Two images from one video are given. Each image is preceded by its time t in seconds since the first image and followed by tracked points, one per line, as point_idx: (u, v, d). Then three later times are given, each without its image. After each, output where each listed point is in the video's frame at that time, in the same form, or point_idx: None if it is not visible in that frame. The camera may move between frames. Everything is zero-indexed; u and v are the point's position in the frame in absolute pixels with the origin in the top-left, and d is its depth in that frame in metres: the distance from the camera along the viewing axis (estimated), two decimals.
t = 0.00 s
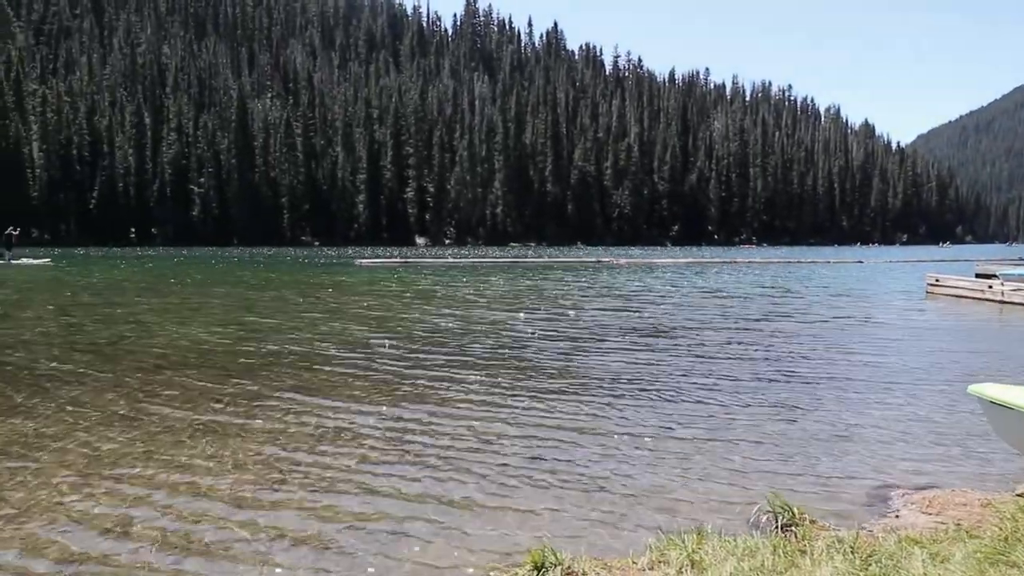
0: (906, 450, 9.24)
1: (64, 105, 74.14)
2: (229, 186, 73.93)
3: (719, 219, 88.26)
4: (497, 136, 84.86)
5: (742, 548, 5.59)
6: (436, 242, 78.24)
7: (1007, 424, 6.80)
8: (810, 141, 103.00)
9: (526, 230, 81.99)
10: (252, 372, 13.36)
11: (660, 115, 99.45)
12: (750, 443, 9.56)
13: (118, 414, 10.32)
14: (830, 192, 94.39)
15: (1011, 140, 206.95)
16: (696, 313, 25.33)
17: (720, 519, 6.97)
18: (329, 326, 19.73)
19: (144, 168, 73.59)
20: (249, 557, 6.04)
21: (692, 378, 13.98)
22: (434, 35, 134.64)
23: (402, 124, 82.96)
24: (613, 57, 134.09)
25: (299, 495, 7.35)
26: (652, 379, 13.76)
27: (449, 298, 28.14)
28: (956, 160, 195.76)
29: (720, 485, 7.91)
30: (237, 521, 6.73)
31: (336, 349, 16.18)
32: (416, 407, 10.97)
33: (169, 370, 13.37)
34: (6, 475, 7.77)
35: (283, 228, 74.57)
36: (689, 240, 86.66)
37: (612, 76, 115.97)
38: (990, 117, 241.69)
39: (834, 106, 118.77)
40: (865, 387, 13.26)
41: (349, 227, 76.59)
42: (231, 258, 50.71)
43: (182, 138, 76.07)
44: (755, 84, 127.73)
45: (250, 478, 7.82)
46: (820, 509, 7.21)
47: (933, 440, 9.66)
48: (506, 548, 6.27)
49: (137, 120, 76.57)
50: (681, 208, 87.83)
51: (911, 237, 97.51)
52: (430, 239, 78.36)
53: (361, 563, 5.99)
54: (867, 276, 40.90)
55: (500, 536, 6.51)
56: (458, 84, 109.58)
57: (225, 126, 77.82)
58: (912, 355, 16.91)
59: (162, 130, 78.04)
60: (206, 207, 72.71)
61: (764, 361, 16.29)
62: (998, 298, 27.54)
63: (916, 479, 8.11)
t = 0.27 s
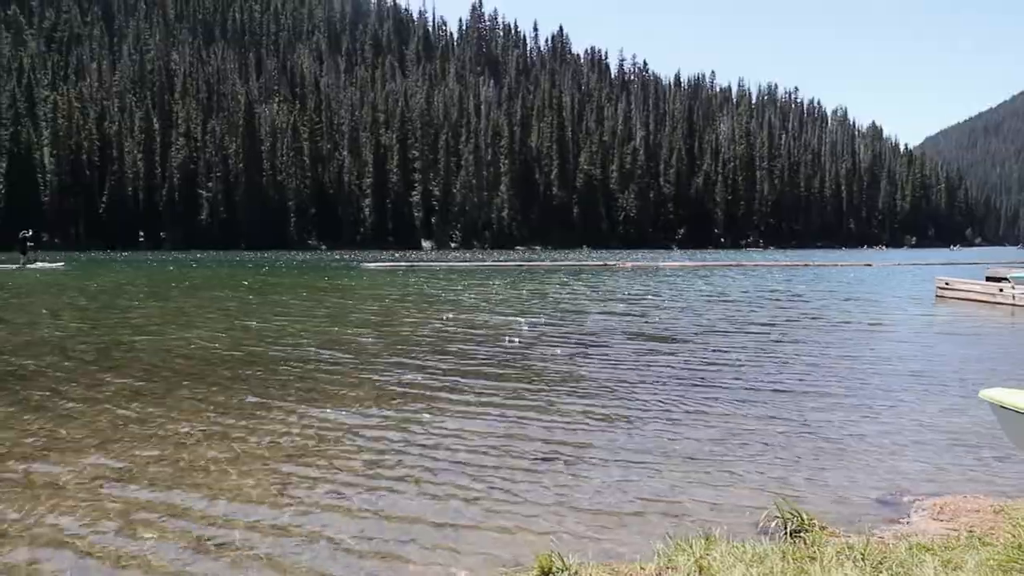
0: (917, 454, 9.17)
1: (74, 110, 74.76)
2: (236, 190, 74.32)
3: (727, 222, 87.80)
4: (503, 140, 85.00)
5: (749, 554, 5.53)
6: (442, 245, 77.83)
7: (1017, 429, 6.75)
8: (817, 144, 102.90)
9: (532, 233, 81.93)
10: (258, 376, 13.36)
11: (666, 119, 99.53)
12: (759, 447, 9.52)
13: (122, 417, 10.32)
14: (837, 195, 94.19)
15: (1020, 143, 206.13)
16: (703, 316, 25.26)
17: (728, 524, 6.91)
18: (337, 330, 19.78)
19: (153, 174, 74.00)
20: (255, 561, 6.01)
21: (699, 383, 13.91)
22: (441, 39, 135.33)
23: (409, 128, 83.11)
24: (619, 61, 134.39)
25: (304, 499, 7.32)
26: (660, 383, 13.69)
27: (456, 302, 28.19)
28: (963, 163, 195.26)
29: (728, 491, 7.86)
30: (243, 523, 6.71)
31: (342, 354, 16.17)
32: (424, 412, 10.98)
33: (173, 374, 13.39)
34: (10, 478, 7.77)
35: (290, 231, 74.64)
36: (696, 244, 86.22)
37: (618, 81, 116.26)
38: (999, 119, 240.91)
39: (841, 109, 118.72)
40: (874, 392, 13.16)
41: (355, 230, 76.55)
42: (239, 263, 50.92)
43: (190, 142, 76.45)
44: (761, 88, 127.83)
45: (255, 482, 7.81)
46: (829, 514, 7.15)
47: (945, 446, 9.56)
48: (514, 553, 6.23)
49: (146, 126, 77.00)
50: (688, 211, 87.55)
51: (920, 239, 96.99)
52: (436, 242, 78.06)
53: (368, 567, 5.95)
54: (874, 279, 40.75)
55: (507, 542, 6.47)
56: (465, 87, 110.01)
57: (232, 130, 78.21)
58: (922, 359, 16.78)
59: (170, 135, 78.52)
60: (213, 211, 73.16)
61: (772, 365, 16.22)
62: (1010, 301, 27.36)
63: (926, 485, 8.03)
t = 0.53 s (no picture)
0: (930, 461, 9.08)
1: (85, 117, 75.43)
2: (245, 196, 74.72)
3: (734, 227, 87.53)
4: (510, 145, 85.20)
5: (760, 562, 5.47)
6: (450, 250, 77.97)
7: None
8: (825, 149, 102.68)
9: (539, 239, 81.82)
10: (265, 382, 13.37)
11: (673, 124, 99.59)
12: (770, 453, 9.45)
13: (129, 422, 10.32)
14: (846, 200, 93.85)
15: None
16: (711, 322, 25.18)
17: (740, 531, 6.85)
18: (346, 336, 19.82)
19: (163, 180, 74.45)
20: (261, 565, 5.99)
21: (708, 388, 13.84)
22: (449, 45, 135.90)
23: (416, 134, 83.40)
24: (627, 67, 134.54)
25: (312, 504, 7.30)
26: (669, 389, 13.65)
27: (464, 308, 28.20)
28: (973, 166, 194.37)
29: (739, 497, 7.81)
30: (251, 528, 6.70)
31: (352, 359, 16.20)
32: (432, 417, 10.98)
33: (181, 379, 13.41)
34: (20, 482, 7.80)
35: (298, 237, 75.00)
36: (704, 249, 86.05)
37: (626, 86, 116.41)
38: (1009, 123, 239.75)
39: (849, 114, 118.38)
40: (885, 398, 13.06)
41: (363, 236, 76.77)
42: (247, 268, 51.09)
43: (200, 149, 76.90)
44: (770, 93, 127.67)
45: (264, 486, 7.82)
46: (841, 521, 7.09)
47: (958, 453, 9.46)
48: (523, 560, 6.20)
49: (155, 132, 77.53)
50: (696, 216, 87.37)
51: (929, 243, 96.50)
52: (444, 247, 78.21)
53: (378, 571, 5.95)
54: (884, 284, 40.52)
55: (517, 547, 6.42)
56: (473, 92, 110.40)
57: (242, 137, 78.67)
58: (932, 365, 16.65)
59: (180, 141, 79.05)
60: (222, 216, 73.65)
61: (782, 370, 16.12)
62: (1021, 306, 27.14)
63: (938, 492, 7.95)
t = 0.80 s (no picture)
0: (951, 469, 8.96)
1: (104, 124, 76.37)
2: (261, 202, 75.14)
3: (749, 232, 86.97)
4: (523, 150, 85.35)
5: (777, 569, 5.42)
6: (464, 255, 78.13)
7: None
8: (841, 152, 102.00)
9: (553, 243, 81.92)
10: (276, 388, 13.39)
11: (687, 127, 99.35)
12: (788, 460, 9.37)
13: (141, 429, 10.39)
14: (863, 204, 93.07)
15: None
16: (726, 326, 25.04)
17: (757, 538, 6.80)
18: (361, 341, 19.91)
19: (180, 186, 75.19)
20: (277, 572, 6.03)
21: (723, 394, 13.74)
22: (463, 50, 136.45)
23: (430, 139, 83.73)
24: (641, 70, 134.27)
25: (328, 512, 7.32)
26: (684, 395, 13.58)
27: (478, 313, 28.21)
28: (992, 169, 192.27)
29: (756, 504, 7.74)
30: (267, 535, 6.73)
31: (367, 364, 16.27)
32: (446, 423, 11.00)
33: (195, 385, 13.48)
34: (41, 487, 7.90)
35: (313, 242, 75.47)
36: (718, 254, 85.61)
37: (640, 90, 116.30)
38: None
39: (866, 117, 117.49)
40: (904, 404, 12.92)
41: (377, 241, 77.07)
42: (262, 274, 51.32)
43: (216, 155, 77.57)
44: (785, 96, 127.02)
45: (280, 492, 7.86)
46: (860, 529, 7.01)
47: (979, 460, 9.34)
48: (538, 567, 6.18)
49: (173, 139, 78.37)
50: (710, 220, 86.92)
51: (948, 247, 95.43)
52: (457, 252, 78.38)
53: None
54: (903, 289, 40.03)
55: (532, 555, 6.42)
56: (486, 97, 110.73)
57: (257, 143, 79.31)
58: (951, 371, 16.44)
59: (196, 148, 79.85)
60: (238, 222, 73.98)
61: (798, 376, 15.98)
62: None
63: (960, 500, 7.84)
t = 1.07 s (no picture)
0: (977, 475, 8.80)
1: (126, 129, 77.48)
2: (280, 205, 75.72)
3: (769, 234, 86.19)
4: (541, 152, 85.40)
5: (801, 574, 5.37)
6: (481, 258, 78.22)
7: None
8: (862, 153, 101.02)
9: (570, 246, 81.83)
10: (293, 391, 13.47)
11: (705, 129, 98.90)
12: (810, 465, 9.27)
13: (156, 432, 10.45)
14: (884, 205, 92.02)
15: None
16: (745, 330, 24.86)
17: (779, 544, 6.71)
18: (379, 345, 20.00)
19: (201, 190, 76.02)
20: None
21: (743, 398, 13.63)
22: (479, 53, 136.87)
23: (447, 142, 83.98)
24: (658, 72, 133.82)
25: (347, 515, 7.34)
26: (702, 398, 13.49)
27: (494, 316, 28.24)
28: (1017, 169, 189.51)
29: (778, 509, 7.65)
30: (288, 538, 6.76)
31: (384, 368, 16.35)
32: (463, 426, 11.01)
33: (216, 388, 13.63)
34: (65, 489, 7.99)
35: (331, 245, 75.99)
36: (737, 256, 84.97)
37: (657, 92, 115.94)
38: None
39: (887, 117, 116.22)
40: (927, 409, 12.73)
41: (395, 244, 77.35)
42: (281, 277, 51.71)
43: (236, 159, 78.35)
44: (804, 97, 126.05)
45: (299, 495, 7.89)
46: (885, 534, 6.89)
47: (1005, 467, 9.17)
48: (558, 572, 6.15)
49: (193, 143, 79.31)
50: (728, 222, 86.28)
51: (973, 249, 93.98)
52: (474, 255, 78.50)
53: None
54: (925, 292, 39.52)
55: (550, 559, 6.39)
56: (503, 99, 110.96)
57: (276, 147, 80.02)
58: (976, 375, 16.18)
59: (217, 152, 80.72)
60: (258, 225, 74.61)
61: (818, 379, 15.83)
62: None
63: (987, 506, 7.69)
